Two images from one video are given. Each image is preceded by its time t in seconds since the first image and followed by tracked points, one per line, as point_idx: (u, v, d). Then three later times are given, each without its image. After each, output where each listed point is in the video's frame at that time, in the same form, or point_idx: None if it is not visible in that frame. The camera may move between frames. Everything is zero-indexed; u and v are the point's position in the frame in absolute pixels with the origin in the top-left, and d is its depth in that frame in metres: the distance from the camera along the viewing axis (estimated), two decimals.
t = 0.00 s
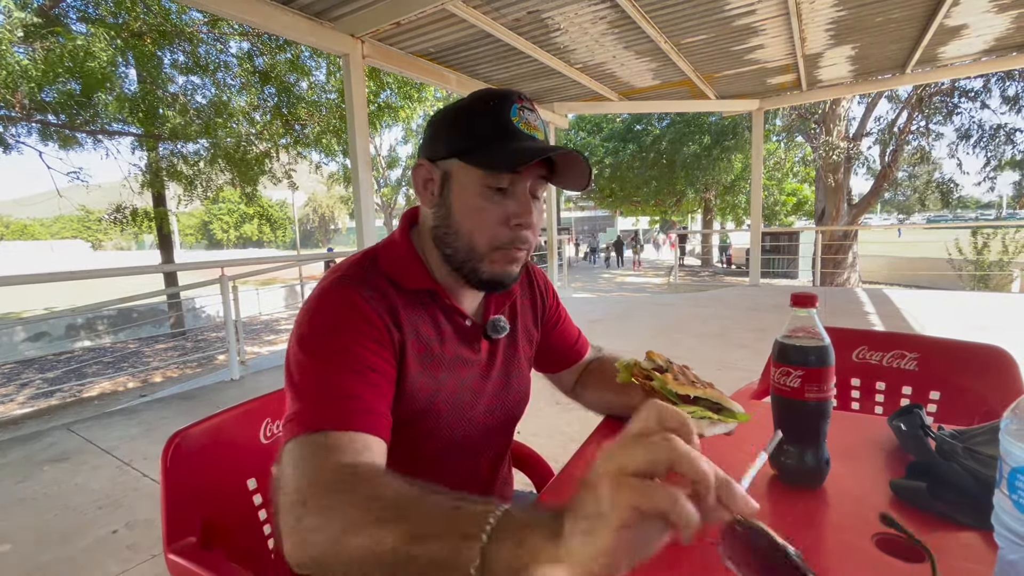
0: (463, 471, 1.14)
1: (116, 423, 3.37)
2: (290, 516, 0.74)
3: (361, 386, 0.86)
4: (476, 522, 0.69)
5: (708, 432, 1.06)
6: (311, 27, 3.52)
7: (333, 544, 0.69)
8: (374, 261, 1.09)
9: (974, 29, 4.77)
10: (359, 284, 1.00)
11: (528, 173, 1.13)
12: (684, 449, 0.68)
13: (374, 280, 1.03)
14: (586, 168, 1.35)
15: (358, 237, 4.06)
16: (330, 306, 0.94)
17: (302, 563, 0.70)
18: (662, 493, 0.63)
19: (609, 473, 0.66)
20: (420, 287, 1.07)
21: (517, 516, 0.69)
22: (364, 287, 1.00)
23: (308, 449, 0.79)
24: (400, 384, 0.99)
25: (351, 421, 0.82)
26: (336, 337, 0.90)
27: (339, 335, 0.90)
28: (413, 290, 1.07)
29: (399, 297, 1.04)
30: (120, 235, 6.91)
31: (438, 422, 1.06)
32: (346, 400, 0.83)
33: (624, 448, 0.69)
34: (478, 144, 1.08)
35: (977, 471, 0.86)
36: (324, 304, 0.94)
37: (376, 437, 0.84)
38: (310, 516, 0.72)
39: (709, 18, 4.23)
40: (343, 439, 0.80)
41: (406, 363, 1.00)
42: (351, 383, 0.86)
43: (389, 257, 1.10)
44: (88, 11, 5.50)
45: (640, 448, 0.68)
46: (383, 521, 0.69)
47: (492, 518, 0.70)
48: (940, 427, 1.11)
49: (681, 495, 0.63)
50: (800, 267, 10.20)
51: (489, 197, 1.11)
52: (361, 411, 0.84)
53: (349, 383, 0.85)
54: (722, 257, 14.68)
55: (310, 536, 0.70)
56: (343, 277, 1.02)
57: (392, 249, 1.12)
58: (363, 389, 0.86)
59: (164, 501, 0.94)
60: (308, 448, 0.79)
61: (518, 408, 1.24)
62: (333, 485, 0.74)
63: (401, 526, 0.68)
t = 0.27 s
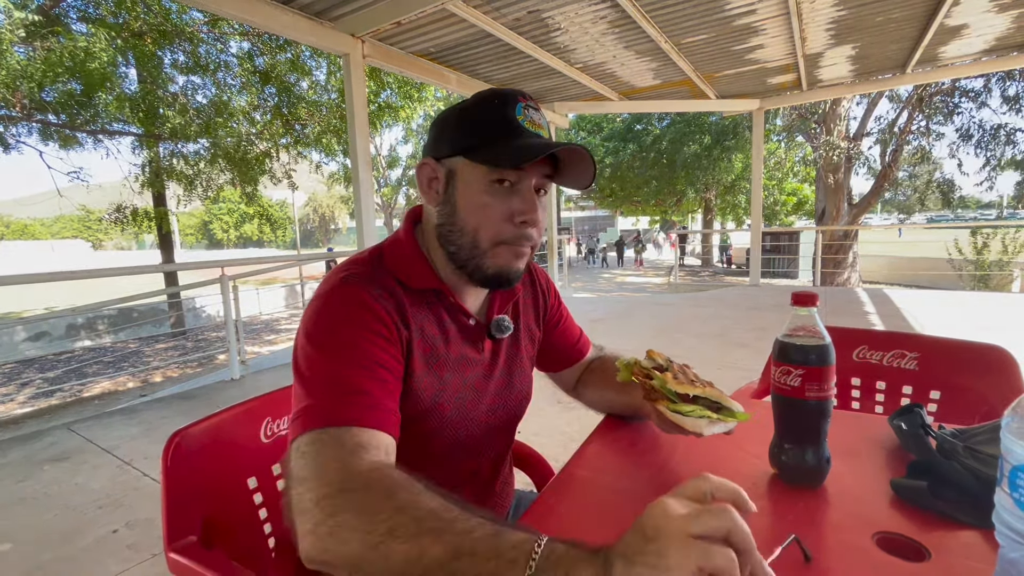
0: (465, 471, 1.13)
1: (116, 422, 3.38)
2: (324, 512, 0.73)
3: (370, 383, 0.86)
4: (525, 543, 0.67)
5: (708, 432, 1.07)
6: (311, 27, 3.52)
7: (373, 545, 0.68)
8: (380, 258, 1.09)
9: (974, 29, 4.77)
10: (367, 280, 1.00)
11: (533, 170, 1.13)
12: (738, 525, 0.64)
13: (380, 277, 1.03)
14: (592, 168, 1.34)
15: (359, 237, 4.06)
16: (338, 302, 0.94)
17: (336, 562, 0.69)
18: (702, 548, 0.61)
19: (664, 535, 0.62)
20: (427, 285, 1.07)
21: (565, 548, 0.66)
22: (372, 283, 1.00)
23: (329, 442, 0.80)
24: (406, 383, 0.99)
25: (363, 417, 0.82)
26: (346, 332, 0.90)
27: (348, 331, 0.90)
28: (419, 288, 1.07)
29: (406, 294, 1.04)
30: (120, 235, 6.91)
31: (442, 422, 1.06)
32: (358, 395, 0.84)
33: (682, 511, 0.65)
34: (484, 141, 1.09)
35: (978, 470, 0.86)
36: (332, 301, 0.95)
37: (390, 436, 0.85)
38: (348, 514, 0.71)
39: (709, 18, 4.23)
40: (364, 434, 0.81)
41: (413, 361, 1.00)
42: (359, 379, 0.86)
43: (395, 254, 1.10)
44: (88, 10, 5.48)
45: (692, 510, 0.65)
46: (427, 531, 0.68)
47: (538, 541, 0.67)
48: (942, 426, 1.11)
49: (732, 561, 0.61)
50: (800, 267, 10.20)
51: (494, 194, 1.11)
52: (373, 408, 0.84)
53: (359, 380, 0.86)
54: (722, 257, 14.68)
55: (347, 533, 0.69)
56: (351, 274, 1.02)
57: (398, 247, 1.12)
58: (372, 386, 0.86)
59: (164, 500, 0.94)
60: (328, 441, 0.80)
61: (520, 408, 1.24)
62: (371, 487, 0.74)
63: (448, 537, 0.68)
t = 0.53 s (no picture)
0: (465, 471, 1.13)
1: (117, 422, 3.38)
2: (307, 516, 0.75)
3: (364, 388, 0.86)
4: (502, 540, 0.70)
5: (705, 431, 1.07)
6: (312, 27, 3.52)
7: (354, 550, 0.70)
8: (380, 259, 1.09)
9: (975, 29, 4.76)
10: (365, 282, 1.00)
11: (530, 167, 1.13)
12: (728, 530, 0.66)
13: (378, 279, 1.03)
14: (590, 165, 1.33)
15: (359, 237, 4.06)
16: (333, 306, 0.94)
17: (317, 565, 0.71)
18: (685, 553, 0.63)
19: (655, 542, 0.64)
20: (426, 286, 1.07)
21: (542, 539, 0.70)
22: (371, 286, 0.99)
23: (318, 447, 0.79)
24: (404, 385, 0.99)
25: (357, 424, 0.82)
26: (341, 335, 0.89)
27: (345, 334, 0.90)
28: (417, 290, 1.06)
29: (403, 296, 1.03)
30: (120, 235, 6.92)
31: (441, 423, 1.06)
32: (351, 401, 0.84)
33: (671, 515, 0.66)
34: (480, 141, 1.09)
35: (978, 471, 0.86)
36: (328, 304, 0.94)
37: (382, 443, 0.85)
38: (331, 519, 0.73)
39: (709, 18, 4.23)
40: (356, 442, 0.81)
41: (411, 363, 1.00)
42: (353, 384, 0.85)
43: (395, 255, 1.10)
44: (89, 10, 5.49)
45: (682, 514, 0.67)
46: (409, 532, 0.71)
47: (517, 535, 0.71)
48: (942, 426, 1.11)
49: (723, 569, 0.63)
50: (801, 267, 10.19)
51: (491, 192, 1.11)
52: (367, 415, 0.84)
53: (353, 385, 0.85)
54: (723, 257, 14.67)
55: (328, 540, 0.71)
56: (350, 275, 1.02)
57: (398, 247, 1.12)
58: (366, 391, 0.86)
59: (165, 499, 0.95)
60: (317, 446, 0.79)
61: (519, 409, 1.23)
62: (354, 493, 0.75)
63: (428, 539, 0.70)
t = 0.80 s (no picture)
0: (466, 468, 1.13)
1: (117, 422, 3.38)
2: (249, 529, 0.76)
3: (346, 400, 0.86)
4: (415, 521, 0.74)
5: (704, 432, 1.06)
6: (313, 28, 3.52)
7: (291, 559, 0.72)
8: (380, 260, 1.10)
9: (975, 29, 4.76)
10: (356, 287, 0.99)
11: (527, 166, 1.13)
12: (609, 504, 0.62)
13: (372, 282, 1.02)
14: (587, 164, 1.34)
15: (359, 237, 4.06)
16: (323, 312, 0.93)
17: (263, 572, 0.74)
18: (570, 528, 0.63)
19: (544, 526, 0.64)
20: (422, 286, 1.07)
21: (450, 514, 0.73)
22: (361, 291, 0.99)
23: (271, 465, 0.80)
24: (397, 389, 0.99)
25: (322, 447, 0.82)
26: (324, 346, 0.89)
27: (327, 346, 0.89)
28: (412, 292, 1.06)
29: (397, 299, 1.03)
30: (120, 235, 6.92)
31: (438, 423, 1.06)
32: (319, 420, 0.83)
33: (548, 488, 0.66)
34: (478, 141, 1.09)
35: (980, 472, 0.86)
36: (319, 309, 0.94)
37: (343, 456, 0.85)
38: (268, 532, 0.74)
39: (710, 18, 4.23)
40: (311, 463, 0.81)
41: (403, 369, 0.99)
42: (328, 400, 0.85)
43: (395, 256, 1.10)
44: (89, 10, 5.50)
45: (561, 488, 0.65)
46: (334, 530, 0.73)
47: (430, 510, 0.75)
48: (944, 427, 1.11)
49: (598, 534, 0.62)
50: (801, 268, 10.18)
51: (490, 193, 1.11)
52: (334, 436, 0.84)
53: (327, 402, 0.85)
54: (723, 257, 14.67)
55: (268, 556, 0.73)
56: (343, 280, 1.01)
57: (398, 249, 1.13)
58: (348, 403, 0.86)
59: (166, 500, 0.95)
60: (270, 465, 0.80)
61: (519, 407, 1.23)
62: (287, 504, 0.75)
63: (354, 535, 0.73)
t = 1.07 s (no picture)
0: (465, 466, 1.13)
1: (118, 422, 3.38)
2: (253, 529, 0.81)
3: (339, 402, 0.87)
4: (399, 518, 0.78)
5: (702, 432, 1.06)
6: (313, 27, 3.53)
7: (291, 557, 0.78)
8: (379, 260, 1.09)
9: (976, 30, 4.76)
10: (354, 288, 0.99)
11: (520, 166, 1.14)
12: (572, 505, 0.66)
13: (370, 281, 1.02)
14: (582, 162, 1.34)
15: (359, 237, 4.06)
16: (320, 313, 0.94)
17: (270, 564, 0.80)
18: (538, 528, 0.67)
19: (514, 529, 0.68)
20: (420, 285, 1.07)
21: (430, 512, 0.77)
22: (359, 292, 0.99)
23: (268, 470, 0.82)
24: (394, 388, 0.99)
25: (318, 451, 0.84)
26: (322, 347, 0.89)
27: (324, 346, 0.90)
28: (409, 291, 1.06)
29: (395, 298, 1.03)
30: (121, 234, 6.91)
31: (437, 421, 1.05)
32: (315, 422, 0.85)
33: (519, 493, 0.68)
34: (473, 140, 1.10)
35: (980, 473, 0.86)
36: (315, 310, 0.94)
37: (342, 458, 0.87)
38: (269, 533, 0.79)
39: (710, 19, 4.23)
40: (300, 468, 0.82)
41: (400, 367, 0.99)
42: (325, 403, 0.86)
43: (393, 254, 1.11)
44: (90, 10, 5.51)
45: (525, 496, 0.68)
46: (326, 532, 0.77)
47: (411, 507, 0.80)
48: (944, 429, 1.11)
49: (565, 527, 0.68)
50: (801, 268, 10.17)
51: (484, 191, 1.12)
52: (332, 438, 0.86)
53: (323, 404, 0.86)
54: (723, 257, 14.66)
55: (271, 554, 0.79)
56: (342, 280, 1.02)
57: (397, 248, 1.13)
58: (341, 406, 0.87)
59: (167, 499, 0.95)
60: (269, 467, 0.83)
61: (518, 404, 1.23)
62: (283, 508, 0.79)
63: (345, 535, 0.77)
